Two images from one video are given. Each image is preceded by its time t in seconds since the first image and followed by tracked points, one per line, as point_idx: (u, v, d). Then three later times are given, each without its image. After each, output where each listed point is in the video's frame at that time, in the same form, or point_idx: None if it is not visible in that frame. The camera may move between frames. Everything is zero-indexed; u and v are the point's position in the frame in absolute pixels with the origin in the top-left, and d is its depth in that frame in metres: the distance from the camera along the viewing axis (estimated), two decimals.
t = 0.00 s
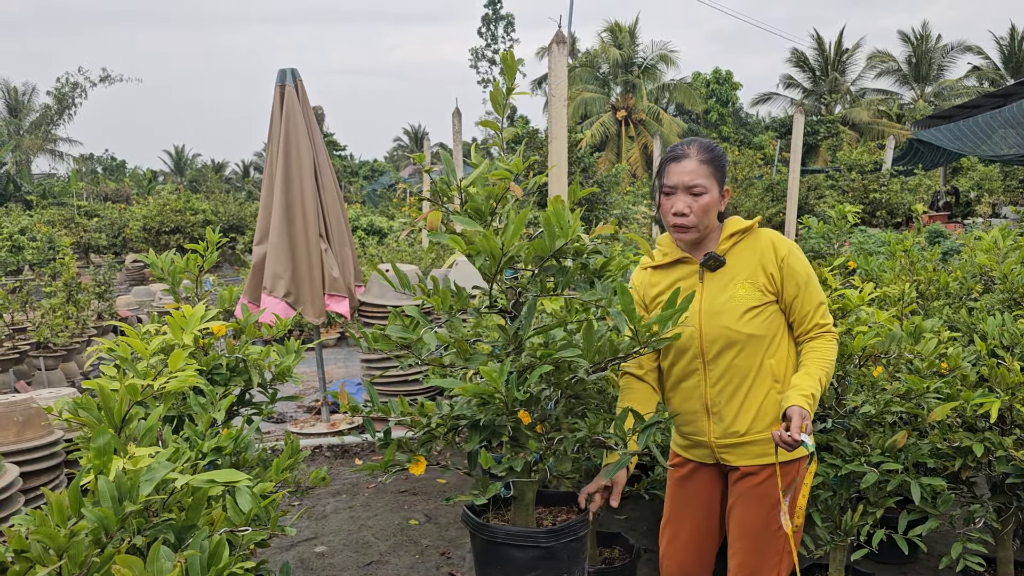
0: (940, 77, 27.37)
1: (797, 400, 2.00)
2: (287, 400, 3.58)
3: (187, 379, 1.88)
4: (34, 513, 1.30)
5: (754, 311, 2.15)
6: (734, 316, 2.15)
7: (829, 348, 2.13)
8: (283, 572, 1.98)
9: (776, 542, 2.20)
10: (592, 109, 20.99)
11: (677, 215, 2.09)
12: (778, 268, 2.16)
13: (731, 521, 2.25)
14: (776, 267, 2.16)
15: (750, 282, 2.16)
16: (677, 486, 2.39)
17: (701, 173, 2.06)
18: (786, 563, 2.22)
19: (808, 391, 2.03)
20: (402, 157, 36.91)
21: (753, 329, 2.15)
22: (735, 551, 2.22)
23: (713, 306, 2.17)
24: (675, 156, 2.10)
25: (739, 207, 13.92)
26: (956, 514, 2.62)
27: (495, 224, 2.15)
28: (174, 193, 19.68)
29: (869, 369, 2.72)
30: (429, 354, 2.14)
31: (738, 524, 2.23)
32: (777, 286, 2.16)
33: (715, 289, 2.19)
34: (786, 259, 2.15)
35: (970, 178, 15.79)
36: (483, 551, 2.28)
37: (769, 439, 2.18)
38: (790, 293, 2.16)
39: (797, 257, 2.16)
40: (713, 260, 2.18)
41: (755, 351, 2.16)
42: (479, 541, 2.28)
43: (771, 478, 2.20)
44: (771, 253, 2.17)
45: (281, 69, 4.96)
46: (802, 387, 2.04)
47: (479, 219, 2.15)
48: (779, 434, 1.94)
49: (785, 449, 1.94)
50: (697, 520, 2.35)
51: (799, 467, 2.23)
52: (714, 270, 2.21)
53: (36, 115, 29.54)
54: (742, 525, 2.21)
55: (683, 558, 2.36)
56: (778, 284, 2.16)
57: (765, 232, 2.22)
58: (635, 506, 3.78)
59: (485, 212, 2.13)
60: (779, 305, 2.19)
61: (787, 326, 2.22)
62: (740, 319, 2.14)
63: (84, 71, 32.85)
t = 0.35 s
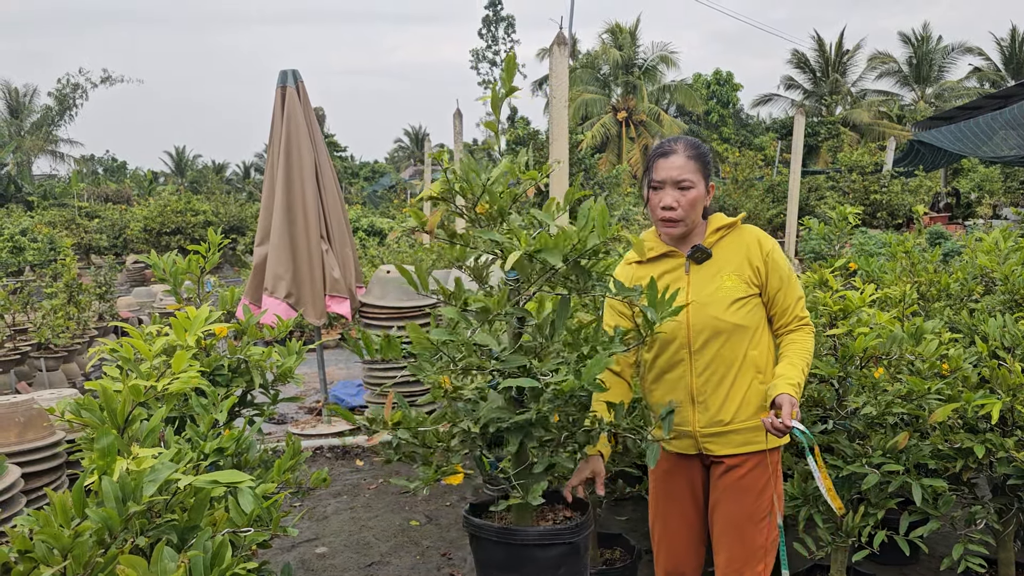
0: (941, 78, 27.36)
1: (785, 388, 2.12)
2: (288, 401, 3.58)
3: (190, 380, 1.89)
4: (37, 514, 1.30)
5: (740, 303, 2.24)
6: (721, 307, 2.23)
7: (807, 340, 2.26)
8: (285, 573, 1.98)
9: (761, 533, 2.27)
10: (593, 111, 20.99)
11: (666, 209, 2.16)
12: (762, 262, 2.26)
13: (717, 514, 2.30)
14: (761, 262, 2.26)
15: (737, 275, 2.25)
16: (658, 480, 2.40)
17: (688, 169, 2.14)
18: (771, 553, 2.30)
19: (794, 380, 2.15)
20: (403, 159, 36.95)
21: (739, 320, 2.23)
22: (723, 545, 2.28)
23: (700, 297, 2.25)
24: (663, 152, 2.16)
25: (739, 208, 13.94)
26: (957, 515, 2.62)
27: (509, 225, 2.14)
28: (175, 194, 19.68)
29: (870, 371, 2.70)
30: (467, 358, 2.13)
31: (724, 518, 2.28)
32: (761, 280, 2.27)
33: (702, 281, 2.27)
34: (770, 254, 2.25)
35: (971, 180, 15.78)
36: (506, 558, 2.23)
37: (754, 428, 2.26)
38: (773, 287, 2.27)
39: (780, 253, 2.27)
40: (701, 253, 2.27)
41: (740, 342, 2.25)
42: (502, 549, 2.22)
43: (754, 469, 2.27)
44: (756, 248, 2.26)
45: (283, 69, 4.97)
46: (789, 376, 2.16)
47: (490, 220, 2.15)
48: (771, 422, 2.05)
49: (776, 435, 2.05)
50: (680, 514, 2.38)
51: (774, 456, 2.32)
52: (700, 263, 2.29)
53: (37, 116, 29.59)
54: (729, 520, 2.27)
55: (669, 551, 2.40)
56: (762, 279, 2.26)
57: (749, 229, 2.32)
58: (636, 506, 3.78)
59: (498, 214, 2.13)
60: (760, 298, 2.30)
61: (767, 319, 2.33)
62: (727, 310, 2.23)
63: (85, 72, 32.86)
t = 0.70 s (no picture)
0: (943, 80, 27.35)
1: (763, 392, 2.16)
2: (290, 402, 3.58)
3: (193, 382, 1.90)
4: (43, 517, 1.31)
5: (728, 306, 2.28)
6: (710, 308, 2.26)
7: (788, 347, 2.31)
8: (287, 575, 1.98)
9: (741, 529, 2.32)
10: (594, 112, 20.97)
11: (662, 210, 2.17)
12: (752, 268, 2.30)
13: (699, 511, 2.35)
14: (751, 267, 2.30)
15: (727, 279, 2.29)
16: (643, 478, 2.43)
17: (685, 171, 2.16)
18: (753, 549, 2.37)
19: (773, 384, 2.20)
20: (404, 160, 36.97)
21: (727, 322, 2.27)
22: (707, 543, 2.33)
23: (690, 299, 2.28)
24: (660, 154, 2.18)
25: (740, 209, 13.94)
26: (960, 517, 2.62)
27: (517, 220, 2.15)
28: (176, 195, 19.69)
29: (872, 373, 2.70)
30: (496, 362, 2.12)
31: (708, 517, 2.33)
32: (749, 285, 2.31)
33: (691, 283, 2.29)
34: (759, 260, 2.30)
35: (972, 181, 15.77)
36: (539, 563, 2.21)
37: (734, 429, 2.29)
38: (760, 292, 2.32)
39: (768, 260, 2.31)
40: (692, 254, 2.30)
41: (728, 343, 2.28)
42: (535, 553, 2.19)
43: (737, 467, 2.31)
44: (746, 254, 2.30)
45: (285, 72, 4.98)
46: (767, 380, 2.21)
47: (497, 221, 2.16)
48: (748, 425, 2.13)
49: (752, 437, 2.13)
50: (664, 512, 2.42)
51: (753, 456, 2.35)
52: (691, 265, 2.32)
53: (39, 117, 29.64)
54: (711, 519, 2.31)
55: (654, 547, 2.46)
56: (750, 284, 2.31)
57: (740, 235, 2.35)
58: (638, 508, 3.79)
59: (510, 216, 2.13)
60: (747, 303, 2.34)
61: (751, 323, 2.37)
62: (716, 312, 2.26)
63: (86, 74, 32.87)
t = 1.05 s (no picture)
0: (944, 81, 27.34)
1: (729, 389, 2.18)
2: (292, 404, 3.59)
3: (196, 384, 1.90)
4: (46, 518, 1.31)
5: (726, 306, 2.28)
6: (709, 309, 2.27)
7: (777, 345, 2.32)
8: None
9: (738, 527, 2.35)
10: (596, 113, 20.97)
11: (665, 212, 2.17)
12: (746, 269, 2.32)
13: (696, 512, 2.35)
14: (745, 268, 2.31)
15: (723, 280, 2.30)
16: (641, 478, 2.42)
17: (686, 174, 2.17)
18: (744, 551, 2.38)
19: (743, 382, 2.20)
20: (406, 161, 37.01)
21: (726, 323, 2.28)
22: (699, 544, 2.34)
23: (689, 300, 2.27)
24: (661, 156, 2.18)
25: (741, 210, 13.95)
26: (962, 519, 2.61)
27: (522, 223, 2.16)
28: (178, 197, 19.71)
29: (874, 374, 2.70)
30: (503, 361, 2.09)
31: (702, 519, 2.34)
32: (744, 285, 2.32)
33: (689, 285, 2.29)
34: (752, 261, 2.32)
35: (974, 183, 15.75)
36: (549, 564, 2.20)
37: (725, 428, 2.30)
38: (753, 292, 2.33)
39: (760, 261, 2.33)
40: (689, 255, 2.29)
41: (725, 344, 2.29)
42: (546, 554, 2.19)
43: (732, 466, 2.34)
44: (740, 255, 2.32)
45: (287, 73, 4.98)
46: (738, 377, 2.22)
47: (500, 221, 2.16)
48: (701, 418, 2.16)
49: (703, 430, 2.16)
50: (660, 511, 2.42)
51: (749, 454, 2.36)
52: (688, 266, 2.31)
53: (41, 118, 29.72)
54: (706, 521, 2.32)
55: (647, 545, 2.47)
56: (745, 285, 2.32)
57: (733, 236, 2.37)
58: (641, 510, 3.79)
59: (517, 219, 2.14)
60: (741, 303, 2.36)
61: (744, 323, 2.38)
62: (714, 312, 2.27)
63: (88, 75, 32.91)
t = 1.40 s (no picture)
0: (946, 82, 27.31)
1: (748, 385, 2.20)
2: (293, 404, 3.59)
3: (198, 384, 1.90)
4: (47, 518, 1.31)
5: (739, 307, 2.29)
6: (723, 310, 2.26)
7: (785, 341, 2.37)
8: None
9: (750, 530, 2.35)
10: (597, 115, 20.98)
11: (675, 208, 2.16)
12: (754, 268, 2.33)
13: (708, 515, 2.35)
14: (753, 267, 2.33)
15: (734, 279, 2.30)
16: (651, 483, 2.40)
17: (693, 169, 2.17)
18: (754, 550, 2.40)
19: (759, 378, 2.24)
20: (407, 163, 37.04)
21: (740, 323, 2.28)
22: (713, 547, 2.34)
23: (702, 300, 2.26)
24: (668, 152, 2.18)
25: (743, 211, 13.94)
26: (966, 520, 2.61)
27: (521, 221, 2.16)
28: (180, 198, 19.72)
29: (877, 375, 2.70)
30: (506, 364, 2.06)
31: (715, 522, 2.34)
32: (753, 285, 2.34)
33: (702, 286, 2.28)
34: (759, 259, 2.34)
35: (976, 184, 15.73)
36: (550, 564, 2.19)
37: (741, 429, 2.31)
38: (761, 290, 2.36)
39: (766, 258, 2.36)
40: (700, 257, 2.29)
41: (739, 344, 2.29)
42: (548, 554, 2.18)
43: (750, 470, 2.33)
44: (748, 254, 2.33)
45: (289, 74, 4.99)
46: (754, 373, 2.25)
47: (502, 222, 2.16)
48: (727, 418, 2.15)
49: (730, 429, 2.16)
50: (669, 515, 2.42)
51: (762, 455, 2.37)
52: (698, 267, 2.30)
53: (43, 120, 29.79)
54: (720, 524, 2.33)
55: (657, 551, 2.46)
56: (753, 284, 2.34)
57: (738, 234, 2.38)
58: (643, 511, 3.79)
59: (517, 218, 2.14)
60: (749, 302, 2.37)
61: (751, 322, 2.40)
62: (728, 314, 2.26)
63: (91, 77, 32.93)
